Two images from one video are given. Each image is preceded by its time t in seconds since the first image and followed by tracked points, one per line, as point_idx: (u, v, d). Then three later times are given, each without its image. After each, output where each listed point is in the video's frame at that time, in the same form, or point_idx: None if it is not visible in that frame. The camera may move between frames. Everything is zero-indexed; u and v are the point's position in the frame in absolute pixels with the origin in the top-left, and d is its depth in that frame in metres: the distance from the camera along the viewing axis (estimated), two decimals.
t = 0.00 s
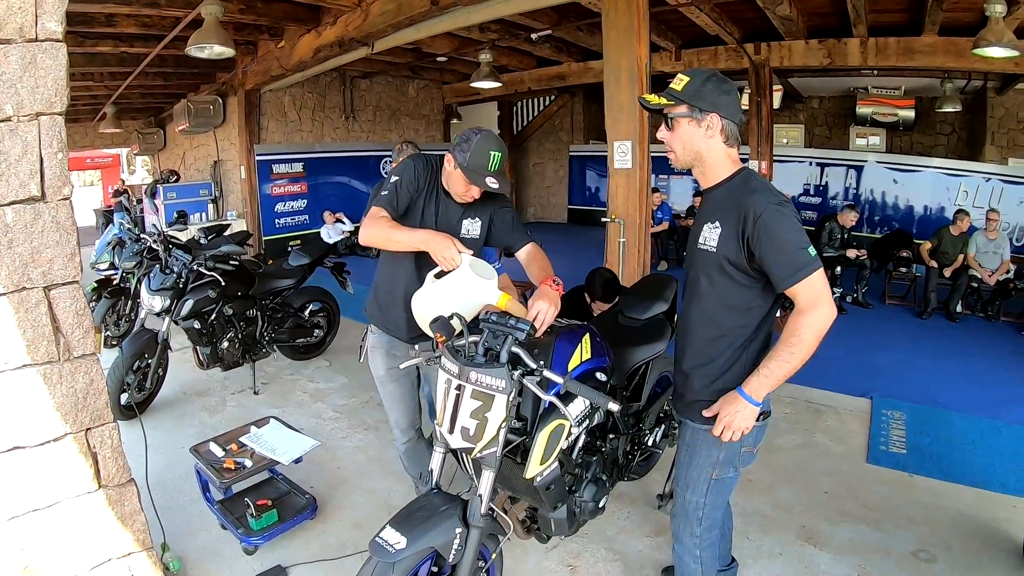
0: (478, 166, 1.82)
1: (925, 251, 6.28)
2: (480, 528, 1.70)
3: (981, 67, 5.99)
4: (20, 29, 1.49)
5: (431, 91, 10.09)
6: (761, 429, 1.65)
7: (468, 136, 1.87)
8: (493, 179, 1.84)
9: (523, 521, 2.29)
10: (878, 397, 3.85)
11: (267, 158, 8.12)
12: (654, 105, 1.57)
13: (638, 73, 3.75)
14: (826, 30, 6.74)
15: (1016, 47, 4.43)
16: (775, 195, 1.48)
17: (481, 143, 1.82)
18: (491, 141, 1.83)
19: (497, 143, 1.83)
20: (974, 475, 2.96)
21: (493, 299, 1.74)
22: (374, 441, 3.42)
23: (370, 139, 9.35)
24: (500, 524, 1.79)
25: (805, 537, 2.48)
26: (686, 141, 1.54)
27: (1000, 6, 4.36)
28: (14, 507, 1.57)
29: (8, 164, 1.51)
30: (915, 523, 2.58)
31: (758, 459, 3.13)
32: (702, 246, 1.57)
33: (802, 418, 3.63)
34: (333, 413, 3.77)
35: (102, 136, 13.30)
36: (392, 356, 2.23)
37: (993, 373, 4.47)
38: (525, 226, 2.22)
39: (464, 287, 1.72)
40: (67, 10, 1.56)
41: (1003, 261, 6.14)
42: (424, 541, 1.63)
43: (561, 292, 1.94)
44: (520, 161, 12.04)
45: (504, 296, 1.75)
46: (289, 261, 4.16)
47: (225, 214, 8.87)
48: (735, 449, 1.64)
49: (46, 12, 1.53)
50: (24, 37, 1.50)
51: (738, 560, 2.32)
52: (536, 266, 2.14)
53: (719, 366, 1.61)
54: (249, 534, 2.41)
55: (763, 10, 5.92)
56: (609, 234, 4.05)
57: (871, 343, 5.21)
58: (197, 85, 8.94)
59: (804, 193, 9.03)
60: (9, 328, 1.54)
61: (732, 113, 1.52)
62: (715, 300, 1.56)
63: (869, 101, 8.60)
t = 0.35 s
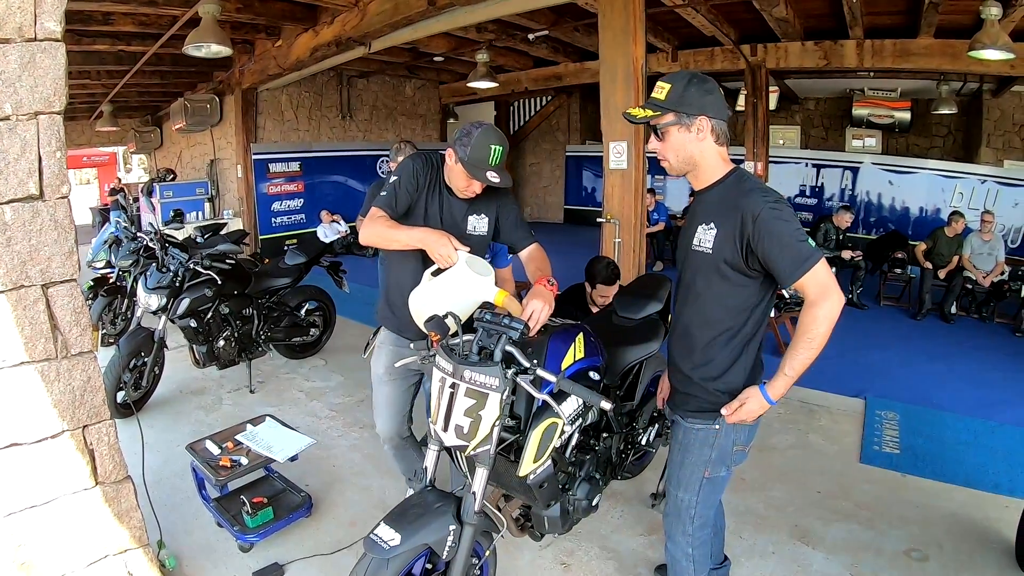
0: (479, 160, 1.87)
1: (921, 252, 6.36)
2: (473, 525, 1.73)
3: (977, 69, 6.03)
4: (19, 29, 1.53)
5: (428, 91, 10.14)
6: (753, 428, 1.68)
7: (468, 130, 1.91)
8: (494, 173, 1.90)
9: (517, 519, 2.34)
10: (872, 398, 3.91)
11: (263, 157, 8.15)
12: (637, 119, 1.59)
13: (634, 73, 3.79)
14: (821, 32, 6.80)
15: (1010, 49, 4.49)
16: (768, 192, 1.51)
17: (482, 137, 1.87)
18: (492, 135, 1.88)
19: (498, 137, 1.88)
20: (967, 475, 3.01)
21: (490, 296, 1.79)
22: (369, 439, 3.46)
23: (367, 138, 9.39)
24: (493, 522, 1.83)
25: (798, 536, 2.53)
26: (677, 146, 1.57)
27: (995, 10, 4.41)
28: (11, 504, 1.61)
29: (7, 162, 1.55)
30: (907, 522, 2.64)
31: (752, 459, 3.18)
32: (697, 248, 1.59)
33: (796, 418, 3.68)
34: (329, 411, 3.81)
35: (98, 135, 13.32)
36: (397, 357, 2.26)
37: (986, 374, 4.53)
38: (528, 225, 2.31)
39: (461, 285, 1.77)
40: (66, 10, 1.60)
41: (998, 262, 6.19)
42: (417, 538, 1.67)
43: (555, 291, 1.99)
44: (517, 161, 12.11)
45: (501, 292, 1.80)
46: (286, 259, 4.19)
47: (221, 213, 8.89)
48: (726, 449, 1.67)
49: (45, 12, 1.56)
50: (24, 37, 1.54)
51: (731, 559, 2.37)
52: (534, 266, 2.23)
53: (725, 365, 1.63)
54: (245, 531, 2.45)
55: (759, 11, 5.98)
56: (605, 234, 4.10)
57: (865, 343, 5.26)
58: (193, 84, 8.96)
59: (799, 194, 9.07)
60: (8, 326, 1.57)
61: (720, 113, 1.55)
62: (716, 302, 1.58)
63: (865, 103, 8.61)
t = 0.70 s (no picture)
0: (490, 157, 1.96)
1: (921, 254, 6.40)
2: (477, 520, 1.79)
3: (976, 71, 6.10)
4: (30, 32, 1.55)
5: (430, 92, 10.21)
6: (747, 426, 1.75)
7: (478, 127, 1.98)
8: (504, 169, 1.98)
9: (519, 516, 2.41)
10: (872, 398, 3.97)
11: (266, 158, 8.24)
12: (627, 140, 1.64)
13: (635, 73, 3.85)
14: (822, 34, 6.87)
15: (1010, 52, 4.55)
16: (761, 191, 1.57)
17: (491, 134, 1.95)
18: (501, 133, 1.96)
19: (507, 133, 1.95)
20: (967, 475, 3.07)
21: (495, 295, 1.85)
22: (372, 438, 3.53)
23: (369, 139, 9.46)
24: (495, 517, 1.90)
25: (796, 534, 2.59)
26: (670, 157, 1.63)
27: (995, 12, 4.48)
28: (19, 499, 1.63)
29: (18, 163, 1.56)
30: (904, 521, 2.70)
31: (752, 458, 3.25)
32: (697, 251, 1.65)
33: (795, 418, 3.74)
34: (331, 411, 3.88)
35: (102, 135, 13.42)
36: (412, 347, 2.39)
37: (986, 375, 4.58)
38: (535, 225, 2.37)
39: (465, 283, 1.84)
40: (77, 14, 1.63)
41: (998, 264, 6.22)
42: (422, 533, 1.74)
43: (556, 292, 2.06)
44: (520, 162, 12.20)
45: (505, 291, 1.86)
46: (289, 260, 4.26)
47: (224, 213, 8.98)
48: (721, 447, 1.75)
49: (55, 15, 1.59)
50: (35, 39, 1.56)
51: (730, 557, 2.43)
52: (540, 264, 2.29)
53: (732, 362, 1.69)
54: (250, 528, 2.53)
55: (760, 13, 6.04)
56: (606, 235, 4.17)
57: (865, 344, 5.32)
58: (197, 85, 9.04)
59: (801, 196, 9.13)
60: (17, 322, 1.59)
61: (706, 120, 1.59)
62: (720, 302, 1.64)
63: (866, 105, 8.74)
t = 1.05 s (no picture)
0: (497, 160, 2.03)
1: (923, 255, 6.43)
2: (478, 519, 1.85)
3: (978, 73, 6.15)
4: (39, 38, 1.53)
5: (433, 95, 10.27)
6: (741, 428, 1.80)
7: (486, 131, 2.06)
8: (511, 173, 2.06)
9: (520, 516, 2.48)
10: (873, 399, 4.01)
11: (271, 161, 8.33)
12: (616, 152, 1.71)
13: (636, 77, 3.92)
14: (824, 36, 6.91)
15: (1010, 54, 4.60)
16: (746, 196, 1.63)
17: (500, 138, 2.02)
18: (508, 137, 2.03)
19: (514, 138, 2.03)
20: (966, 476, 3.12)
21: (496, 298, 1.90)
22: (375, 439, 3.59)
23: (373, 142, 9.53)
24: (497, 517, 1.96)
25: (796, 535, 2.65)
26: (659, 166, 1.70)
27: (996, 14, 4.54)
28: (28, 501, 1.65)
29: (25, 167, 1.56)
30: (904, 522, 2.75)
31: (752, 459, 3.30)
32: (687, 257, 1.71)
33: (796, 420, 3.80)
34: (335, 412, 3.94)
35: (105, 138, 13.51)
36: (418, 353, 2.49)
37: (987, 377, 4.63)
38: (539, 228, 2.45)
39: (467, 283, 1.89)
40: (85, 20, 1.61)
41: (999, 266, 6.34)
42: (424, 531, 1.81)
43: (557, 294, 2.12)
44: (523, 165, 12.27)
45: (507, 295, 1.91)
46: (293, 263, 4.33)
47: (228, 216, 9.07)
48: (715, 448, 1.80)
49: (63, 21, 1.57)
50: (43, 45, 1.54)
51: (730, 557, 2.49)
52: (542, 268, 2.36)
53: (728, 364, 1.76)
54: (254, 528, 2.58)
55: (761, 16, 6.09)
56: (607, 238, 4.23)
57: (865, 346, 5.37)
58: (201, 88, 9.13)
59: (803, 199, 9.17)
60: (25, 324, 1.61)
61: (690, 126, 1.66)
62: (712, 307, 1.71)
63: (868, 108, 8.79)
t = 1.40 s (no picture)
0: (495, 168, 2.07)
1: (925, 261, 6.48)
2: (474, 522, 1.89)
3: (973, 76, 6.21)
4: (38, 44, 1.58)
5: (431, 100, 10.33)
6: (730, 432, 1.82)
7: (485, 139, 2.09)
8: (509, 181, 2.10)
9: (517, 519, 2.51)
10: (869, 402, 4.05)
11: (270, 166, 8.39)
12: (598, 161, 1.77)
13: (633, 82, 3.97)
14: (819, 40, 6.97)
15: (1005, 56, 4.65)
16: (730, 207, 1.67)
17: (498, 146, 2.06)
18: (507, 144, 2.07)
19: (513, 146, 2.07)
20: (964, 479, 3.16)
21: (493, 303, 1.96)
22: (373, 444, 3.62)
23: (371, 147, 9.58)
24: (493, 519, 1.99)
25: (794, 537, 2.69)
26: (641, 173, 1.74)
27: (991, 17, 4.60)
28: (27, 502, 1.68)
29: (25, 173, 1.59)
30: (901, 524, 2.79)
31: (749, 462, 3.34)
32: (671, 265, 1.76)
33: (793, 423, 3.84)
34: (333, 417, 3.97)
35: (104, 143, 13.58)
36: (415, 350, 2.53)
37: (984, 379, 4.67)
38: (537, 233, 2.49)
39: (466, 287, 1.93)
40: (84, 27, 1.65)
41: (997, 268, 6.39)
42: (421, 533, 1.84)
43: (552, 298, 2.17)
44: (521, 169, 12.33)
45: (502, 300, 1.97)
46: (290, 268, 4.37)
47: (226, 221, 9.12)
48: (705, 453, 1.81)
49: (62, 28, 1.62)
50: (43, 52, 1.59)
51: (727, 559, 2.53)
52: (539, 272, 2.41)
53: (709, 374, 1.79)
54: (252, 531, 2.61)
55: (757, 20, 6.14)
56: (605, 242, 4.26)
57: (861, 350, 5.40)
58: (199, 93, 9.18)
59: (800, 203, 9.22)
60: (25, 329, 1.64)
61: (667, 132, 1.71)
62: (694, 314, 1.75)
63: (865, 111, 8.77)
